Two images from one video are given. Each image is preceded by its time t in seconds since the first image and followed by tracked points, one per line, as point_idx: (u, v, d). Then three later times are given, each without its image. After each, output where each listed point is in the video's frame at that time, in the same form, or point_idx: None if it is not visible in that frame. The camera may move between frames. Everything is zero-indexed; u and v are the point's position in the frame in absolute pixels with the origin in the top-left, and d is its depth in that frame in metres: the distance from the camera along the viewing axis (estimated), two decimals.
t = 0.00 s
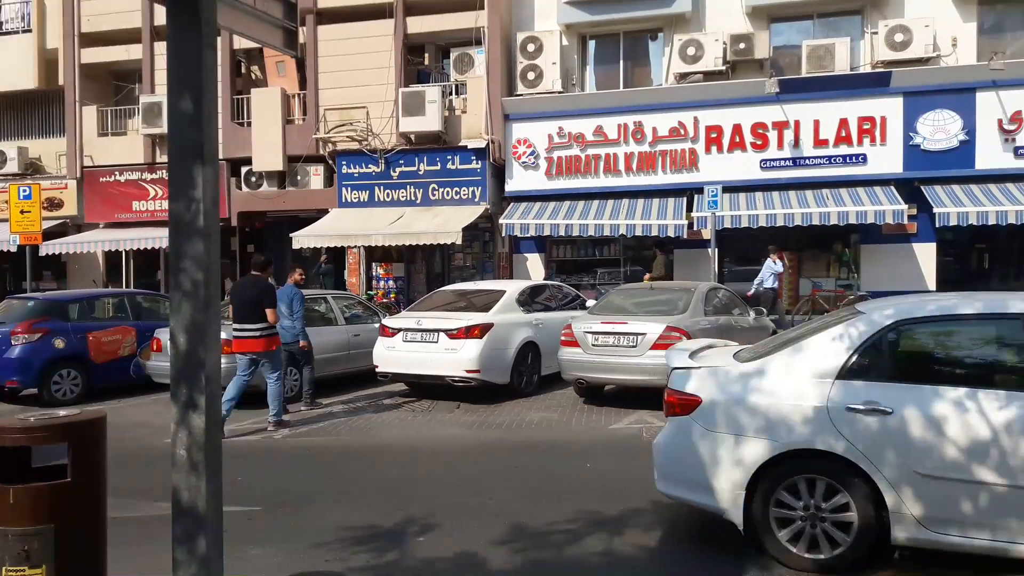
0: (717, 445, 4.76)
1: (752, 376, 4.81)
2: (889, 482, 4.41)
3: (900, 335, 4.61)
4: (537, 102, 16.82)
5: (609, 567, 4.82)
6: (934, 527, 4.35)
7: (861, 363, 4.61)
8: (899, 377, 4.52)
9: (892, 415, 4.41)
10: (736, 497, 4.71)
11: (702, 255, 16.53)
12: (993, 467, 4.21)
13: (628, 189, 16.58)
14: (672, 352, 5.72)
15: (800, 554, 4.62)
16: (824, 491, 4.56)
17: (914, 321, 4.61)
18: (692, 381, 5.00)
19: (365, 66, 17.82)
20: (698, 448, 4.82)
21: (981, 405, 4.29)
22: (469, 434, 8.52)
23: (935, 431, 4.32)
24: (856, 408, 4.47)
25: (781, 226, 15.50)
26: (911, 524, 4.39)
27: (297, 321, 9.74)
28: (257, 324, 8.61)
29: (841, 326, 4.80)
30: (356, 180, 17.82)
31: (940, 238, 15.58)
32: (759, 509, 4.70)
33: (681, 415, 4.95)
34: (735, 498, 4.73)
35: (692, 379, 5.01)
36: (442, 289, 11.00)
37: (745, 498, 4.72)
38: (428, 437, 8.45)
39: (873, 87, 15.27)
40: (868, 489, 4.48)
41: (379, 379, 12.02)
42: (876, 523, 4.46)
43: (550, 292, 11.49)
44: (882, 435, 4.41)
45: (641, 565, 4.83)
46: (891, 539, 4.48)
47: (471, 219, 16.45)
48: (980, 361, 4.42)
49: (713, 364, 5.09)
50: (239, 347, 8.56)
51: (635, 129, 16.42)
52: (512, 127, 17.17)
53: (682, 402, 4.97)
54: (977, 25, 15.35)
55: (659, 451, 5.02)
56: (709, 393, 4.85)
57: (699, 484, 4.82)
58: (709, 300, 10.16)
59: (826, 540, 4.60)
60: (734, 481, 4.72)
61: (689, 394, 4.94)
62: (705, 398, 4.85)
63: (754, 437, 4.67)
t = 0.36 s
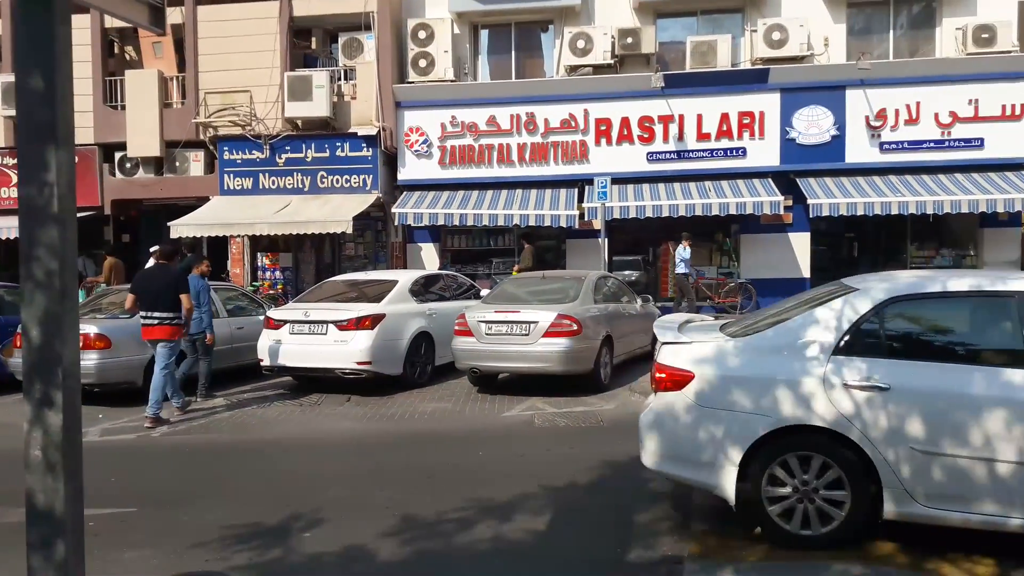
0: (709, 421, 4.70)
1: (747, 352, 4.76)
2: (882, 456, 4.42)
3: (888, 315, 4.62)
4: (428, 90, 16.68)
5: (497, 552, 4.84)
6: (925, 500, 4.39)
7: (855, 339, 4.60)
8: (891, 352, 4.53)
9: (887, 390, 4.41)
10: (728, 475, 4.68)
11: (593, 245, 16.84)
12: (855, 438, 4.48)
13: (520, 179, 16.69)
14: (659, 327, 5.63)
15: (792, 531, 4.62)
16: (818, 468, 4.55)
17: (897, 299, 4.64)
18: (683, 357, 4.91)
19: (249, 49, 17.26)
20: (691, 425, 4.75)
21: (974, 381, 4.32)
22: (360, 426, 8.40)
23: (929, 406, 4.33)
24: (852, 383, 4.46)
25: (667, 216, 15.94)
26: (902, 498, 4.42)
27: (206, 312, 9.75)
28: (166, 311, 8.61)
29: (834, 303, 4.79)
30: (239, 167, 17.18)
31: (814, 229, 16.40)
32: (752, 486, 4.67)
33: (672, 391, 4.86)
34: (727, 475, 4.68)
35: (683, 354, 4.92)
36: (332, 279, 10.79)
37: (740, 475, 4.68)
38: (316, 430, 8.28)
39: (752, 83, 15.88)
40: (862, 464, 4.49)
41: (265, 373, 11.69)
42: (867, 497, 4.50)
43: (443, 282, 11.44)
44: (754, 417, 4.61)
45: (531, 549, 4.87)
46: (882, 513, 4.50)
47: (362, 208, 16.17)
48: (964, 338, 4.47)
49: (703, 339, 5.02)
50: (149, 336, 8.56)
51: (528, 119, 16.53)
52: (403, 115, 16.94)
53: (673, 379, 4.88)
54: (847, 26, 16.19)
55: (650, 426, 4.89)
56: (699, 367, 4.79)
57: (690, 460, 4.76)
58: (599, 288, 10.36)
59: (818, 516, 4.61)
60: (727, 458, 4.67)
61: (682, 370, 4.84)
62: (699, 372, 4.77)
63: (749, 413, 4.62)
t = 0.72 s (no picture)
0: (685, 408, 4.68)
1: (721, 339, 4.75)
2: (855, 437, 4.43)
3: (851, 299, 4.60)
4: (302, 67, 16.17)
5: (368, 538, 4.78)
6: (897, 481, 4.42)
7: (826, 323, 4.59)
8: (860, 336, 4.52)
9: (857, 373, 4.41)
10: (705, 461, 4.66)
11: (472, 228, 16.84)
12: (789, 426, 4.55)
13: (398, 161, 16.46)
14: (636, 315, 5.62)
15: (765, 514, 4.62)
16: (794, 452, 4.55)
17: (864, 283, 4.60)
18: (658, 345, 4.89)
19: (106, 15, 16.22)
20: (665, 411, 4.72)
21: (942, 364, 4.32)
22: (227, 415, 8.10)
23: (899, 389, 4.34)
24: (824, 367, 4.46)
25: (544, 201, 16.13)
26: (875, 479, 4.44)
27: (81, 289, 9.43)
28: (35, 289, 8.44)
29: (806, 288, 4.77)
30: (95, 141, 16.14)
31: (683, 216, 17.01)
32: (729, 467, 4.66)
33: (646, 378, 4.83)
34: (703, 461, 4.67)
35: (658, 342, 4.91)
36: (196, 263, 10.31)
37: (715, 460, 4.67)
38: (180, 420, 7.92)
39: (627, 72, 16.23)
40: (837, 449, 4.50)
41: (123, 361, 11.09)
42: (841, 480, 4.50)
43: (318, 265, 11.15)
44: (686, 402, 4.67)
45: (402, 533, 4.83)
46: (855, 496, 4.51)
47: (230, 187, 15.53)
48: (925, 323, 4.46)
49: (679, 327, 5.01)
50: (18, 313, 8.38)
51: (406, 100, 16.30)
52: (275, 91, 16.35)
53: (647, 366, 4.85)
54: (716, 20, 16.77)
55: (625, 412, 4.87)
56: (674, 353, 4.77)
57: (665, 447, 4.73)
58: (478, 272, 10.36)
59: (793, 501, 4.60)
60: (704, 444, 4.65)
61: (657, 357, 4.82)
62: (673, 357, 4.76)
63: (724, 399, 4.61)
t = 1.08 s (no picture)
0: (683, 408, 4.58)
1: (718, 336, 4.66)
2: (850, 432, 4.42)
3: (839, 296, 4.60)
4: (168, 50, 15.39)
5: (242, 542, 4.60)
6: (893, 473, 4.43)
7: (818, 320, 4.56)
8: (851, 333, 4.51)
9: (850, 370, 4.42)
10: (705, 458, 4.58)
11: (353, 220, 16.52)
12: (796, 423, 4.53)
13: (274, 151, 15.95)
14: (624, 313, 5.49)
15: (757, 500, 4.61)
16: (800, 448, 4.56)
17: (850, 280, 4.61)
18: (653, 344, 4.76)
19: None
20: (663, 412, 4.61)
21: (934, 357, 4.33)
22: (89, 419, 7.63)
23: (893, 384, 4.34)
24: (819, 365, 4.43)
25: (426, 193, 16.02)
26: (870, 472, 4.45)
27: None
28: None
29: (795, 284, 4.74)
30: None
31: (565, 208, 17.26)
32: (730, 458, 4.59)
33: (643, 378, 4.71)
34: (702, 460, 4.58)
35: (653, 341, 4.78)
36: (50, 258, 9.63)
37: (715, 457, 4.59)
38: (35, 426, 7.40)
39: (507, 65, 16.31)
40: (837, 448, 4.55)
41: None
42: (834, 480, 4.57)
43: (188, 260, 10.67)
44: (682, 402, 4.58)
45: (277, 535, 4.67)
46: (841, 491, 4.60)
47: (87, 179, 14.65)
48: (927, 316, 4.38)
49: (671, 324, 4.91)
50: None
51: (282, 87, 15.80)
52: (139, 75, 15.52)
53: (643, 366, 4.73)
54: (594, 16, 17.05)
55: (623, 412, 4.75)
56: (669, 352, 4.66)
57: (663, 448, 4.63)
58: (360, 266, 10.17)
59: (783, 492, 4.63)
60: (702, 444, 4.57)
61: (653, 357, 4.70)
62: (672, 359, 4.64)
63: (724, 398, 4.54)
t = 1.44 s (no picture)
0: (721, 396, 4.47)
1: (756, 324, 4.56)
2: (886, 417, 4.42)
3: (873, 285, 4.59)
4: (54, 34, 14.58)
5: (134, 549, 4.42)
6: (923, 458, 4.47)
7: (852, 309, 4.53)
8: (885, 322, 4.50)
9: (887, 356, 4.40)
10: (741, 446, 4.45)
11: (256, 215, 16.08)
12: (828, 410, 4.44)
13: (170, 142, 15.36)
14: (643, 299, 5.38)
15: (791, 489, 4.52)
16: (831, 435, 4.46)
17: (882, 269, 4.63)
18: (686, 332, 4.65)
19: None
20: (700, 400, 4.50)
21: (965, 345, 4.42)
22: None
23: (927, 371, 4.38)
24: (858, 352, 4.40)
25: (332, 187, 15.73)
26: (903, 457, 4.46)
27: None
28: None
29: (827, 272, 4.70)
30: None
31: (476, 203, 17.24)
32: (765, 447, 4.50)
33: (676, 367, 4.60)
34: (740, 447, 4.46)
35: (687, 328, 4.66)
36: None
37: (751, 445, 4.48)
38: None
39: (416, 58, 16.15)
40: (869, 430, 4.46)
41: None
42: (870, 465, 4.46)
43: (77, 255, 10.16)
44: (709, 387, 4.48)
45: (172, 542, 4.50)
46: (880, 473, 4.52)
47: None
48: (945, 308, 4.57)
49: (701, 311, 4.80)
50: None
51: (178, 76, 15.21)
52: (21, 59, 14.66)
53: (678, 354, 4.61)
54: (502, 12, 17.04)
55: (654, 399, 4.66)
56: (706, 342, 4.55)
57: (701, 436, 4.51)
58: (261, 262, 9.90)
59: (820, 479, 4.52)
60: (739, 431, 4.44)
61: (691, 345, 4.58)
62: (707, 346, 4.54)
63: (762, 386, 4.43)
